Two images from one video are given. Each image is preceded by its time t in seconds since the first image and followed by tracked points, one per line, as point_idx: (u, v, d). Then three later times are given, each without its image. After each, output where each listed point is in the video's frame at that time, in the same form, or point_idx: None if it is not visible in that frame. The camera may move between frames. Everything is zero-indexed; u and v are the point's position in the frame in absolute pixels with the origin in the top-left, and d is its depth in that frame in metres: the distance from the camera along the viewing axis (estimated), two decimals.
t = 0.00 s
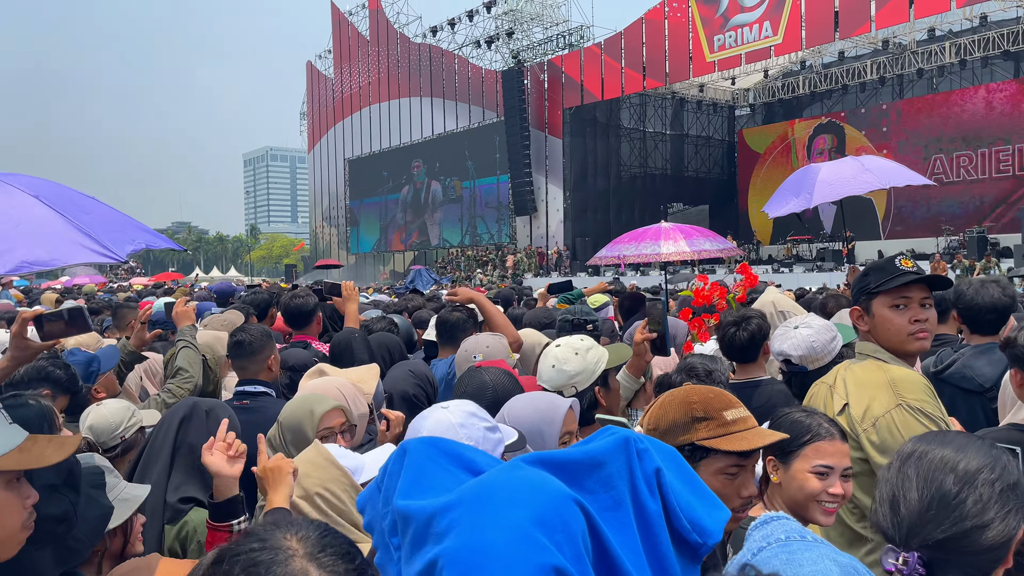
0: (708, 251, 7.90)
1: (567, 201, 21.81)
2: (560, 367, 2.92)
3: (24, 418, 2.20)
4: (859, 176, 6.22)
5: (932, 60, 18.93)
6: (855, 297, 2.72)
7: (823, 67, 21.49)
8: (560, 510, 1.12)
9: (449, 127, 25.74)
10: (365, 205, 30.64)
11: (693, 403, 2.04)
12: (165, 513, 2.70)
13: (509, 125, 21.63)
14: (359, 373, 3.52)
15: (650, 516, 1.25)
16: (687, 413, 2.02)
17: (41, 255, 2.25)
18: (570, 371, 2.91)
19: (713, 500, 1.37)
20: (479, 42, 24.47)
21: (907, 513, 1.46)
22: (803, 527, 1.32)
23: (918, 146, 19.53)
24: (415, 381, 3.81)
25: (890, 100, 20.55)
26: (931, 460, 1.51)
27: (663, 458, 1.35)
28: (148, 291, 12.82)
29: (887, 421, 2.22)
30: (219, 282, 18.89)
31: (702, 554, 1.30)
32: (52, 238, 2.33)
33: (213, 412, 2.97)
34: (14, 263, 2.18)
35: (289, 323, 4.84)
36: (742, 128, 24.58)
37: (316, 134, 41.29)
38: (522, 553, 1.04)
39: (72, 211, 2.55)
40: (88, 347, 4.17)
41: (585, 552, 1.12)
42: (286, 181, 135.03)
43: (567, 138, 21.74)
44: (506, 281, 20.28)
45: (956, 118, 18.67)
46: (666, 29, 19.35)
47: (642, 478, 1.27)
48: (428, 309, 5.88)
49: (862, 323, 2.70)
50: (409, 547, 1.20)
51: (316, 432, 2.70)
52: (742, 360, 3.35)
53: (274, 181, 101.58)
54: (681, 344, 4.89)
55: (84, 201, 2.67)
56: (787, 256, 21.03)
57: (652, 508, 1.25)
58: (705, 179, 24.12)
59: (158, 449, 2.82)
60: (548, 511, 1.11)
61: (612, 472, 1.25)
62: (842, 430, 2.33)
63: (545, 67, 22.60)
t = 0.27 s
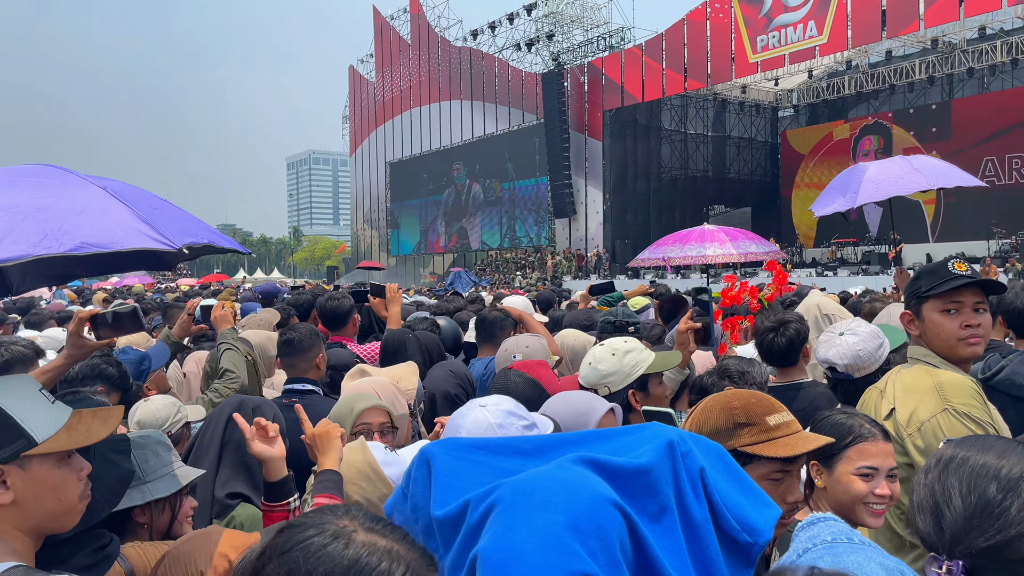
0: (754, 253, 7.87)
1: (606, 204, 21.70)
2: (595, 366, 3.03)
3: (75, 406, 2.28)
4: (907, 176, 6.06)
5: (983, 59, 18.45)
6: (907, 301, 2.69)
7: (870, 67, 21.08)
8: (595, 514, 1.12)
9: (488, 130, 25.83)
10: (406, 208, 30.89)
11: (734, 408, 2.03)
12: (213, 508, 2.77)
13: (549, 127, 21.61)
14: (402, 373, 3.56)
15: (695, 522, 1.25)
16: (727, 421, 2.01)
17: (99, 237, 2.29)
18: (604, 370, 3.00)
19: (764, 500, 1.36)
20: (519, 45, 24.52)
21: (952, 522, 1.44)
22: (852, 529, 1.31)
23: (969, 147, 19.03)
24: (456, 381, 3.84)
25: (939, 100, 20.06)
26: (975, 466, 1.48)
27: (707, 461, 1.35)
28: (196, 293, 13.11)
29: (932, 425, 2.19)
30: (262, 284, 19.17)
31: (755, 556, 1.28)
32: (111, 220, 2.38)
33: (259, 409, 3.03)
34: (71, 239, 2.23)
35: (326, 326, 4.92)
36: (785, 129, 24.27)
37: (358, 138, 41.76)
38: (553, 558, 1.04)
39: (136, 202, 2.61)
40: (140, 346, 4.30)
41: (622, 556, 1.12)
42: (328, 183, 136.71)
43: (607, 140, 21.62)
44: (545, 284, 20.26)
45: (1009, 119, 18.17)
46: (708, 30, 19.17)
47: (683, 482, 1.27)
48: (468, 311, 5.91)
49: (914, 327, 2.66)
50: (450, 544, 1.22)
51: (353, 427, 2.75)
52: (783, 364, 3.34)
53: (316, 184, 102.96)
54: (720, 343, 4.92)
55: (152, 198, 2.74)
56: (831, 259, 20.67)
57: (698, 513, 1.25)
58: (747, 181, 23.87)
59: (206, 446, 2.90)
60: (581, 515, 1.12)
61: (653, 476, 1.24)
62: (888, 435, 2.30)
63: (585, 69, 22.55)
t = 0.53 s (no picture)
0: (800, 256, 7.74)
1: (647, 206, 21.50)
2: (636, 368, 3.00)
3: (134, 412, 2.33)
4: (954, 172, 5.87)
5: None
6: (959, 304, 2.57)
7: (920, 66, 20.59)
8: (626, 518, 1.07)
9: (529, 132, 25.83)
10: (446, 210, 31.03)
11: (769, 413, 2.04)
12: (257, 506, 2.79)
13: (589, 129, 21.49)
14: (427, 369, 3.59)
15: (735, 528, 1.18)
16: (762, 425, 2.01)
17: (91, 255, 2.02)
18: (646, 372, 2.97)
19: (807, 501, 1.29)
20: (560, 47, 24.47)
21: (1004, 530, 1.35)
22: (898, 535, 1.23)
23: None
24: (497, 386, 3.78)
25: (992, 99, 19.49)
26: None
27: (748, 462, 1.28)
28: (241, 293, 13.33)
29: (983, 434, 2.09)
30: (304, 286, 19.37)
31: (799, 559, 1.22)
32: (106, 232, 2.13)
33: (300, 408, 3.03)
34: (63, 256, 1.97)
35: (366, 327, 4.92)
36: (831, 130, 23.86)
37: (400, 141, 42.11)
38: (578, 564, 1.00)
39: (135, 207, 2.36)
40: (185, 343, 4.34)
41: (654, 560, 1.08)
42: (370, 185, 138.15)
43: (648, 142, 21.39)
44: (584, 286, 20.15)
45: None
46: (752, 30, 18.90)
47: (724, 487, 1.20)
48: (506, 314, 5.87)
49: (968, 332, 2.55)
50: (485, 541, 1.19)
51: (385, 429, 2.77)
52: (828, 368, 3.24)
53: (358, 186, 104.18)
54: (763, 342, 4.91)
55: (156, 202, 2.50)
56: (879, 263, 20.22)
57: (737, 519, 1.18)
58: (792, 183, 23.52)
59: (249, 446, 2.89)
60: (611, 518, 1.07)
61: (689, 482, 1.18)
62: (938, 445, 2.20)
63: (627, 70, 22.41)
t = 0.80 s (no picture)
0: (845, 260, 7.57)
1: (690, 208, 21.32)
2: (675, 364, 3.06)
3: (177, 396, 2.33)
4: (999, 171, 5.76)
5: None
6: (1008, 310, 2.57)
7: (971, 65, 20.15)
8: (671, 505, 1.12)
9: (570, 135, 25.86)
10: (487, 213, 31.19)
11: (797, 411, 2.21)
12: (303, 500, 2.90)
13: (631, 131, 21.41)
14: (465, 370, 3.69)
15: (785, 528, 1.21)
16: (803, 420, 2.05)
17: (109, 220, 1.90)
18: (683, 367, 3.03)
19: (858, 500, 1.32)
20: (602, 49, 24.47)
21: None
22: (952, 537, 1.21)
23: None
24: (539, 384, 3.84)
25: None
26: None
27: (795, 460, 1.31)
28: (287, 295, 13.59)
29: None
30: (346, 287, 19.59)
31: (851, 555, 1.25)
32: (118, 199, 2.00)
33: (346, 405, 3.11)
34: (75, 222, 1.85)
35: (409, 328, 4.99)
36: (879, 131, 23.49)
37: (441, 144, 42.45)
38: (622, 549, 1.04)
39: (154, 176, 2.24)
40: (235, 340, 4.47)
41: (700, 549, 1.11)
42: (411, 188, 139.30)
43: (691, 143, 21.21)
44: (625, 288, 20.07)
45: None
46: (797, 30, 18.70)
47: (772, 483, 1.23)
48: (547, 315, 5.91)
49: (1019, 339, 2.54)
50: (540, 533, 1.24)
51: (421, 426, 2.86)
52: (876, 371, 3.22)
53: (400, 189, 105.10)
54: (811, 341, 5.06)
55: (176, 170, 2.38)
56: (928, 266, 19.84)
57: (787, 518, 1.21)
58: (837, 185, 23.23)
59: (295, 440, 2.99)
60: (656, 505, 1.11)
61: (738, 477, 1.21)
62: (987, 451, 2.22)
63: (669, 72, 22.33)
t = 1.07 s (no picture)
0: (892, 263, 7.48)
1: (732, 211, 21.10)
2: (707, 366, 3.06)
3: (227, 394, 2.37)
4: None
5: None
6: None
7: None
8: (719, 490, 1.15)
9: (611, 138, 25.83)
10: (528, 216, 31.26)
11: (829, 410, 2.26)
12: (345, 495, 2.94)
13: (673, 133, 21.28)
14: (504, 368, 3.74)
15: (833, 523, 1.22)
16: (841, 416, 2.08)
17: (171, 244, 1.97)
18: (714, 369, 3.02)
19: (907, 488, 1.34)
20: (643, 52, 24.39)
21: None
22: None
23: None
24: (582, 386, 3.84)
25: None
26: None
27: (841, 452, 1.33)
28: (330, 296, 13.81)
29: None
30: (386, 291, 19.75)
31: (904, 547, 1.27)
32: (181, 221, 2.07)
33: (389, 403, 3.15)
34: (138, 245, 1.94)
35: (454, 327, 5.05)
36: (928, 133, 23.06)
37: (482, 148, 42.71)
38: (673, 534, 1.08)
39: (221, 202, 2.31)
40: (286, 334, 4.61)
41: (749, 536, 1.13)
42: (452, 191, 140.10)
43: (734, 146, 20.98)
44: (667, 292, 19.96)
45: None
46: (843, 31, 18.41)
47: (818, 479, 1.23)
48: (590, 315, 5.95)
49: None
50: (585, 521, 1.28)
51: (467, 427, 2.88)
52: (924, 375, 3.19)
53: (440, 193, 105.90)
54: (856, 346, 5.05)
55: (236, 193, 2.45)
56: (979, 270, 19.40)
57: (835, 513, 1.22)
58: (884, 187, 22.85)
59: (339, 437, 3.06)
60: (705, 489, 1.15)
61: (780, 476, 1.22)
62: None
63: (711, 74, 22.17)
